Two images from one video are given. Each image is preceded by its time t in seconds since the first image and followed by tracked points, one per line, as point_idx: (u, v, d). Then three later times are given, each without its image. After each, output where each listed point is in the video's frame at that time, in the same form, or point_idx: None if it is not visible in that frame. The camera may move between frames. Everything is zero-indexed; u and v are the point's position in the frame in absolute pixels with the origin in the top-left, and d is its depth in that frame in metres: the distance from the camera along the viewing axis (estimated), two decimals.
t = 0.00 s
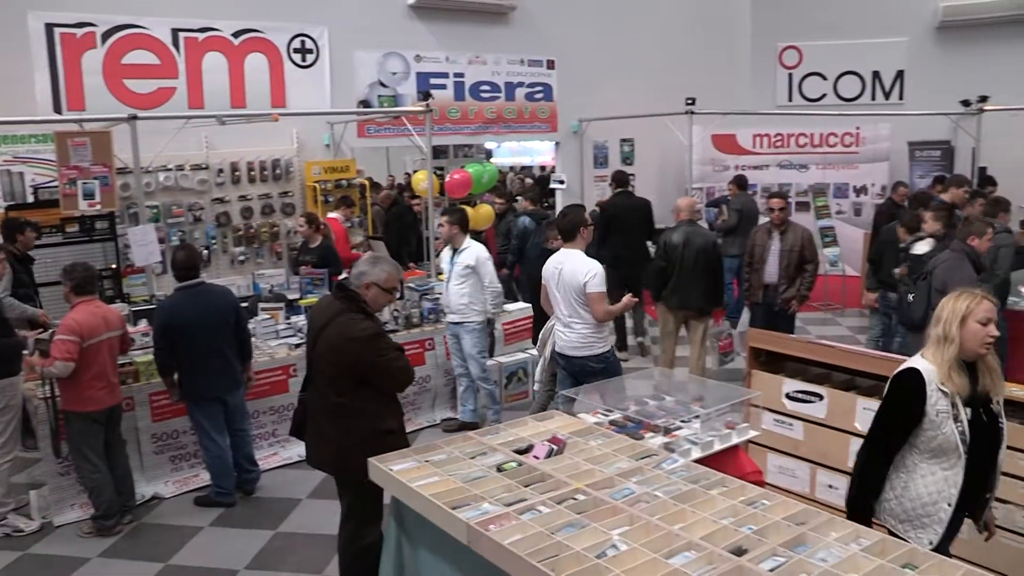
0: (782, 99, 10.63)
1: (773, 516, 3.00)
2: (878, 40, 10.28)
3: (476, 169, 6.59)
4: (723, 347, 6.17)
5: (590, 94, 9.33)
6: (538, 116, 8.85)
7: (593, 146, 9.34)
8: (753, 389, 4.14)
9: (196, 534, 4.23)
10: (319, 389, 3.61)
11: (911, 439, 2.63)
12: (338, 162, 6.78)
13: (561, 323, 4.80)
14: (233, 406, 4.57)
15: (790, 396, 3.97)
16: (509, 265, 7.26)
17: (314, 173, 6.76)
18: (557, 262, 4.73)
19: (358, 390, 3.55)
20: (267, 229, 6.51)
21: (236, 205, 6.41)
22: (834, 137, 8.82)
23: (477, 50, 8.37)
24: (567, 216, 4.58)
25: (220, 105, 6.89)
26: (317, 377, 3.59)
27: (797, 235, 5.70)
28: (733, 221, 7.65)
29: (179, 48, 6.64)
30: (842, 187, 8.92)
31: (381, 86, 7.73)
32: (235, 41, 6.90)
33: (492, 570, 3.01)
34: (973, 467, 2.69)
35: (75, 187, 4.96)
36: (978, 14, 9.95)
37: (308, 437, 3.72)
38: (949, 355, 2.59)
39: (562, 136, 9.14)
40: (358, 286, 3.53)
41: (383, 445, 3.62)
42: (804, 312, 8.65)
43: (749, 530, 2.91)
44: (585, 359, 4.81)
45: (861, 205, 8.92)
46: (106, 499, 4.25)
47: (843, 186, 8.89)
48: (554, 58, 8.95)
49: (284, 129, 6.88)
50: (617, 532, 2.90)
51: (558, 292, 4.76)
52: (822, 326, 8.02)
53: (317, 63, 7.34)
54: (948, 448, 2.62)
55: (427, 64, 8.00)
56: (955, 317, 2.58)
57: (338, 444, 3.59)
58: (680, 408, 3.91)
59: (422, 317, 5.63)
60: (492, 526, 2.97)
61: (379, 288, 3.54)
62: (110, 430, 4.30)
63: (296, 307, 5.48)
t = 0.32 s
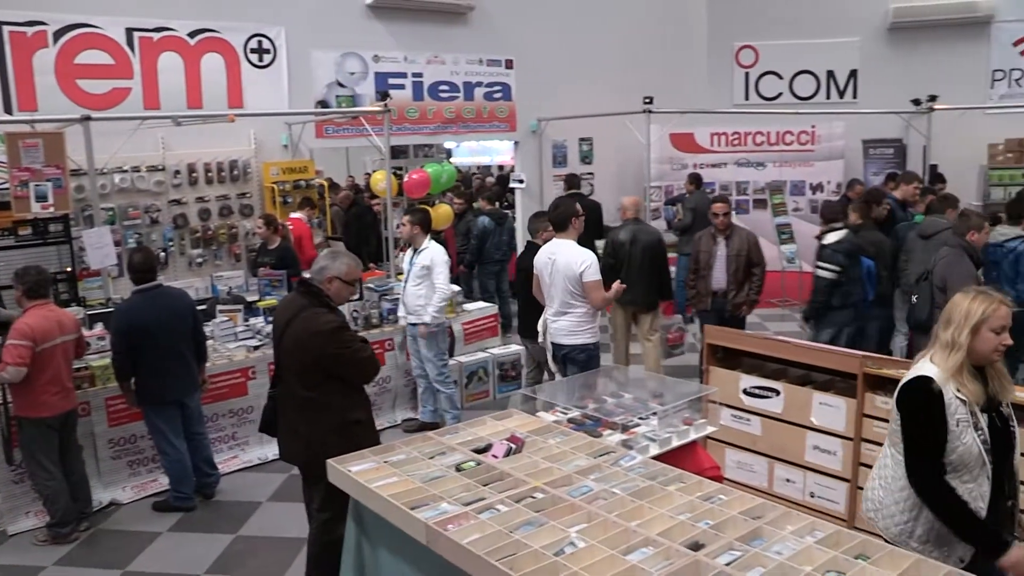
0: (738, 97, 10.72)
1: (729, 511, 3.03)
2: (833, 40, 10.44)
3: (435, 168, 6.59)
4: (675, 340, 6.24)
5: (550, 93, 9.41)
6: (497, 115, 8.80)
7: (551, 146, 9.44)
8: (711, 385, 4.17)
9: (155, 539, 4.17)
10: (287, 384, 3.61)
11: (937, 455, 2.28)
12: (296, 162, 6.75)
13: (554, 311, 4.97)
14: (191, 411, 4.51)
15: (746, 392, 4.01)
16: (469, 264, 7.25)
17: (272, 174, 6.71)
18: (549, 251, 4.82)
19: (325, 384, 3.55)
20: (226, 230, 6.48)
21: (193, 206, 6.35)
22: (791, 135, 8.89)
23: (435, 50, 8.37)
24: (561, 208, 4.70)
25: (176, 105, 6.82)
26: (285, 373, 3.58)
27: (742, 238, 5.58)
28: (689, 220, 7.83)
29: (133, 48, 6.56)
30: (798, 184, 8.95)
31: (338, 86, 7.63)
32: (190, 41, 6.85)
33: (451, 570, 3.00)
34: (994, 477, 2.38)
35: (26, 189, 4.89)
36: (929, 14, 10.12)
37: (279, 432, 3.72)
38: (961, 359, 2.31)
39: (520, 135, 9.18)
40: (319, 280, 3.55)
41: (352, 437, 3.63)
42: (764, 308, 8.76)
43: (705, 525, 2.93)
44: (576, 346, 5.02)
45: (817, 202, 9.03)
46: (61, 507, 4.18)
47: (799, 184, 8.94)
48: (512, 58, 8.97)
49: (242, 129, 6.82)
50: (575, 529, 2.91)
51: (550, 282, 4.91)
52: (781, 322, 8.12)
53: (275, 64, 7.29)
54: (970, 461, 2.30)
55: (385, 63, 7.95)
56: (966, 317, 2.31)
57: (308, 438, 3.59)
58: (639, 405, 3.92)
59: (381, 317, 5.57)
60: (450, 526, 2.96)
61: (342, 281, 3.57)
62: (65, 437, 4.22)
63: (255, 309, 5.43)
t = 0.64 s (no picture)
0: (699, 95, 10.73)
1: (689, 506, 3.05)
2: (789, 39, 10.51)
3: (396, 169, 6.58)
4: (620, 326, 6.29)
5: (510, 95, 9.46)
6: (460, 115, 8.84)
7: (513, 145, 9.48)
8: (673, 382, 4.19)
9: (116, 546, 4.11)
10: (255, 382, 3.57)
11: (963, 465, 2.16)
12: (257, 163, 6.72)
13: (536, 307, 5.14)
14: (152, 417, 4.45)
15: (707, 388, 4.04)
16: (430, 264, 7.23)
17: (232, 175, 6.70)
18: (533, 251, 5.10)
19: (294, 378, 3.52)
20: (187, 232, 6.43)
21: (152, 209, 6.29)
22: (749, 133, 9.02)
23: (395, 51, 8.36)
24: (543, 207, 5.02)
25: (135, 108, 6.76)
26: (254, 371, 3.54)
27: (691, 235, 5.50)
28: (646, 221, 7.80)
29: (89, 48, 6.48)
30: (759, 181, 9.10)
31: (299, 86, 7.64)
32: (148, 40, 6.78)
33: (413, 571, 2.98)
34: None
35: None
36: (884, 15, 10.26)
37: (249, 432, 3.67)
38: (983, 372, 2.20)
39: (482, 135, 9.22)
40: (283, 276, 3.52)
41: (325, 430, 3.61)
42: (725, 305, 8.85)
43: (666, 520, 2.95)
44: (559, 341, 5.15)
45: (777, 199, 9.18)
46: (18, 516, 4.10)
47: (760, 181, 9.09)
48: (472, 57, 9.00)
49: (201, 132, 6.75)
50: (536, 528, 2.90)
51: (536, 279, 5.11)
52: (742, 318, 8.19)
53: (234, 65, 7.24)
54: (998, 473, 2.22)
55: (346, 64, 7.97)
56: (988, 328, 2.20)
57: (279, 435, 3.56)
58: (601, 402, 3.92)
59: (343, 319, 5.51)
60: (412, 527, 2.94)
61: (305, 277, 3.56)
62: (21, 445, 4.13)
63: (216, 312, 5.37)
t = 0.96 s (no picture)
0: (659, 93, 10.87)
1: (649, 502, 3.06)
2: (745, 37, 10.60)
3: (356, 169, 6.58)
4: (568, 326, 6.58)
5: (470, 92, 9.50)
6: (419, 115, 8.88)
7: (474, 144, 9.50)
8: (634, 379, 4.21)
9: (75, 556, 4.04)
10: (234, 384, 3.54)
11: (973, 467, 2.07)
12: (216, 166, 6.75)
13: (516, 297, 5.14)
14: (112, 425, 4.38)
15: (668, 384, 4.07)
16: (393, 265, 7.20)
17: (191, 179, 6.73)
18: (512, 242, 5.10)
19: (277, 374, 3.56)
20: (145, 237, 6.41)
21: (109, 213, 6.22)
22: (708, 131, 9.12)
23: (354, 51, 8.35)
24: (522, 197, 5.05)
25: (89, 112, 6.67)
26: (236, 372, 3.52)
27: (644, 236, 5.26)
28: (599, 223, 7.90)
29: (40, 49, 6.35)
30: (719, 178, 9.23)
31: (257, 88, 7.61)
32: (102, 42, 6.69)
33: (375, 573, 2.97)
34: None
35: None
36: (836, 14, 10.39)
37: (227, 438, 3.62)
38: (995, 373, 2.11)
39: (443, 134, 9.26)
40: (259, 274, 3.55)
41: (305, 424, 3.67)
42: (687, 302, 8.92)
43: (627, 516, 2.96)
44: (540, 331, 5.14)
45: (737, 196, 9.29)
46: None
47: (720, 177, 9.21)
48: (431, 57, 9.04)
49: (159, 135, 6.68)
50: (498, 527, 2.89)
51: (516, 271, 5.11)
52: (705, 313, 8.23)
53: (191, 66, 7.19)
54: (1008, 476, 2.13)
55: (306, 64, 7.92)
56: (1001, 328, 2.11)
57: (266, 435, 3.55)
58: (562, 400, 3.92)
59: (305, 323, 5.41)
60: (373, 529, 2.92)
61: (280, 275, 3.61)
62: None
63: (176, 316, 5.30)
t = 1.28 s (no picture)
0: (614, 91, 10.89)
1: (603, 497, 3.07)
2: (697, 36, 10.71)
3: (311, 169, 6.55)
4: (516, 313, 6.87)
5: (427, 90, 9.53)
6: (374, 114, 8.83)
7: (430, 143, 9.45)
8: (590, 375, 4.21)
9: (24, 565, 3.96)
10: (220, 383, 3.56)
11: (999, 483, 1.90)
12: (166, 166, 6.69)
13: (495, 294, 5.11)
14: (61, 429, 4.30)
15: (623, 379, 4.09)
16: (349, 265, 7.17)
17: (142, 179, 6.65)
18: (489, 240, 5.07)
19: (260, 367, 3.65)
20: (96, 238, 6.33)
21: (56, 215, 6.15)
22: (662, 129, 9.24)
23: (307, 50, 8.27)
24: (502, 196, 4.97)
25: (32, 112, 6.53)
26: (223, 370, 3.55)
27: (603, 237, 5.23)
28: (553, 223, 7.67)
29: None
30: (674, 175, 9.36)
31: (210, 87, 7.46)
32: (47, 38, 6.53)
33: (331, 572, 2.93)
34: None
35: None
36: (787, 13, 10.56)
37: (211, 438, 3.59)
38: (1004, 394, 2.00)
39: (398, 134, 9.24)
40: (235, 272, 3.62)
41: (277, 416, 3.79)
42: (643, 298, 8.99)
43: (580, 512, 2.97)
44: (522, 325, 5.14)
45: (692, 193, 9.42)
46: None
47: (675, 175, 9.33)
48: (386, 56, 9.01)
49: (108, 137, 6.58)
50: (453, 525, 2.87)
51: (493, 268, 5.08)
52: (661, 309, 8.27)
53: (142, 65, 7.10)
54: None
55: (258, 63, 7.80)
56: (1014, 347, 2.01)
57: (258, 427, 3.64)
58: (518, 397, 3.90)
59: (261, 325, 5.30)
60: (327, 530, 2.89)
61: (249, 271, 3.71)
62: None
63: (127, 319, 5.21)
